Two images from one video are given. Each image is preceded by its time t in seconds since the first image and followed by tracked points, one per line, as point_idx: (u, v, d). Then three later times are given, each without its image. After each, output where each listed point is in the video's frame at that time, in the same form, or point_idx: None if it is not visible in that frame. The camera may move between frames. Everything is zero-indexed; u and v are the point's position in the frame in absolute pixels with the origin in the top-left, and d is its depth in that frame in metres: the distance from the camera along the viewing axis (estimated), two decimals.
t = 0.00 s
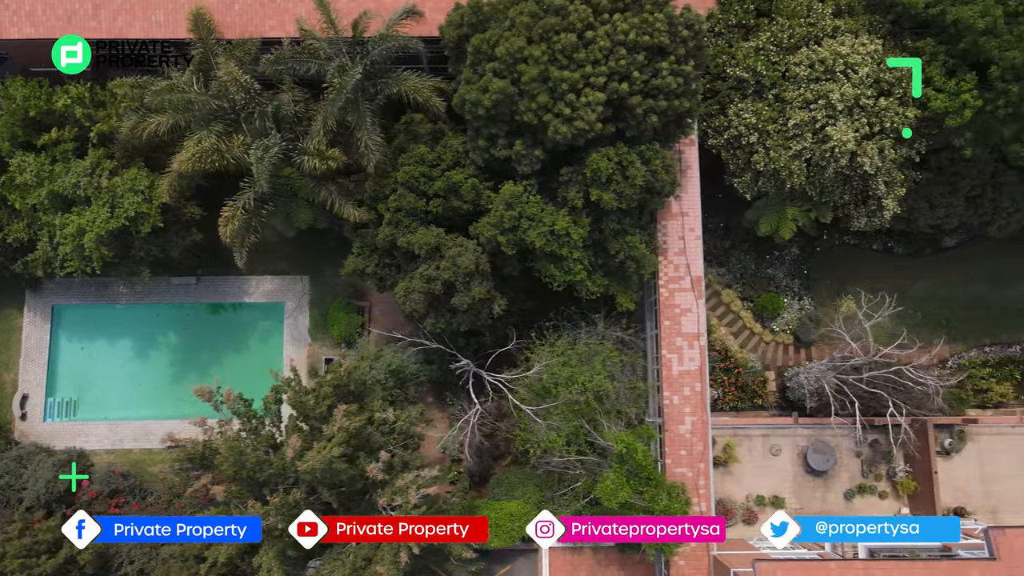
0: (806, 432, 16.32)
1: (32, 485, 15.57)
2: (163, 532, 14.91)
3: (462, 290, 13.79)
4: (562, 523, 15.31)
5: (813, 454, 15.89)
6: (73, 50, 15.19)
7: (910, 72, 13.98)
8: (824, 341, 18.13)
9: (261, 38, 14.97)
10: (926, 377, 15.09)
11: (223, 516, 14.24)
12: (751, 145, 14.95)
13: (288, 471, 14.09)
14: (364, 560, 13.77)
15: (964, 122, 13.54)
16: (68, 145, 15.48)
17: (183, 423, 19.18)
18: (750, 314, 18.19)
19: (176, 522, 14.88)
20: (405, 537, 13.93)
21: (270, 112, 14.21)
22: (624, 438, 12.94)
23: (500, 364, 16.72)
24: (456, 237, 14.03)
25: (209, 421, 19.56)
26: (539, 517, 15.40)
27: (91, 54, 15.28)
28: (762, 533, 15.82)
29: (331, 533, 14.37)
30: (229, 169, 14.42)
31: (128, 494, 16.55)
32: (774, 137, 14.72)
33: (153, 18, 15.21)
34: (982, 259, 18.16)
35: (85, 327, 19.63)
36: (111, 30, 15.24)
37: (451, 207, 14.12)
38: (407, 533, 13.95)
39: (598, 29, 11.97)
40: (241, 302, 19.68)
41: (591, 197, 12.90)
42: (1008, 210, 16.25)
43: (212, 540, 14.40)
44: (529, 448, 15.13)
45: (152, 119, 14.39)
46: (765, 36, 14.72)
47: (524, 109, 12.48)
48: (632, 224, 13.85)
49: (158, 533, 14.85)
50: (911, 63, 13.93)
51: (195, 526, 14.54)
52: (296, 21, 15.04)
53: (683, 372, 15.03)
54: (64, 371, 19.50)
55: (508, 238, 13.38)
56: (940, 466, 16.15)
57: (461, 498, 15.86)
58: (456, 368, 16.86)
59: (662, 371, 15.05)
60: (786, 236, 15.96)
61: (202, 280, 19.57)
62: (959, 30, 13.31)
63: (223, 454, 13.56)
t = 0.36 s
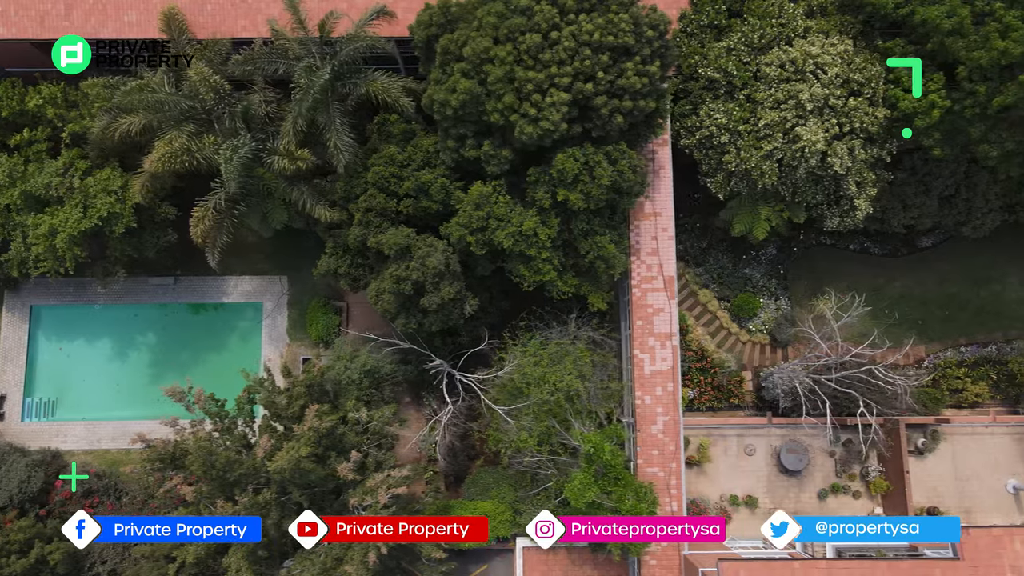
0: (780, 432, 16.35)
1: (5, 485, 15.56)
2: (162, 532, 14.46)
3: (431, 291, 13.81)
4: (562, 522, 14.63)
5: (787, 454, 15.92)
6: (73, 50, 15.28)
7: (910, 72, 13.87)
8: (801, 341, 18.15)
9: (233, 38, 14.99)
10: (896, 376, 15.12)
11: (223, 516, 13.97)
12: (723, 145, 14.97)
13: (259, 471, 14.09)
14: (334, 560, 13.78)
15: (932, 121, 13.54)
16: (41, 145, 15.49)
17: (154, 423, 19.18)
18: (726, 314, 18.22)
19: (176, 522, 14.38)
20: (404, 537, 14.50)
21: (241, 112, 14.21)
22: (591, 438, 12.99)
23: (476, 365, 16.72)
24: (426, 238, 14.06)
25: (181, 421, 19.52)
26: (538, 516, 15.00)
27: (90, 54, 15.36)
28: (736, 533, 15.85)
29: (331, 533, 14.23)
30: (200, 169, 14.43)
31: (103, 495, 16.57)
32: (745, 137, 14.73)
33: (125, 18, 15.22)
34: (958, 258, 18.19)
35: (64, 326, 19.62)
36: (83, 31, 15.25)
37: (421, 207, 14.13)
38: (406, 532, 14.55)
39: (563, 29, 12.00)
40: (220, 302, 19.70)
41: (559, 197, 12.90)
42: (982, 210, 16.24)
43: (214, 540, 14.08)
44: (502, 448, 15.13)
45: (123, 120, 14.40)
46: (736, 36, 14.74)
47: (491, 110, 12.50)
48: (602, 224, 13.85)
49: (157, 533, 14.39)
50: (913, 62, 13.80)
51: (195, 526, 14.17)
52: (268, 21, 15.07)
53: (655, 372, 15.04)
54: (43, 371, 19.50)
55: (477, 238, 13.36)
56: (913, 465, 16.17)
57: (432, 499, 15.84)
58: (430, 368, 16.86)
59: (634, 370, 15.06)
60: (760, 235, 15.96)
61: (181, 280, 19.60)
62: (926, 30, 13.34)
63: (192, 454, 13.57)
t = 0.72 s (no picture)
0: (753, 431, 16.36)
1: None
2: (162, 532, 14.13)
3: (398, 290, 13.81)
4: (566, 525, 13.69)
5: (758, 453, 15.94)
6: (73, 50, 15.23)
7: (909, 72, 13.33)
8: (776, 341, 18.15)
9: (202, 38, 15.00)
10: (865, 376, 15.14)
11: (223, 516, 14.02)
12: (693, 144, 14.98)
13: (227, 471, 14.09)
14: (302, 560, 13.78)
15: (898, 121, 13.53)
16: (12, 145, 15.48)
17: (121, 423, 19.18)
18: (702, 314, 18.22)
19: (176, 522, 14.09)
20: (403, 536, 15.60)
21: (209, 112, 14.20)
22: (557, 437, 13.03)
23: (448, 364, 16.69)
24: (395, 238, 14.06)
25: (150, 421, 19.52)
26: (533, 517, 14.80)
27: (90, 54, 15.29)
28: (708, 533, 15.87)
29: (331, 533, 14.05)
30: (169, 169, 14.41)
31: (75, 495, 16.59)
32: (714, 137, 14.74)
33: (95, 18, 15.25)
34: (932, 258, 18.21)
35: (40, 326, 19.62)
36: (53, 30, 15.25)
37: (389, 207, 14.14)
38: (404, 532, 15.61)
39: (525, 29, 12.00)
40: (196, 302, 19.69)
41: (524, 197, 12.91)
42: (954, 210, 16.25)
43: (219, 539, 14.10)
44: (472, 448, 15.13)
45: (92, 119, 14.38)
46: (705, 36, 14.74)
47: (455, 110, 12.49)
48: (569, 224, 13.85)
49: (157, 533, 14.05)
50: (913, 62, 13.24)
51: (195, 526, 14.05)
52: (237, 21, 15.08)
53: (625, 372, 15.06)
54: (19, 371, 19.50)
55: (444, 238, 13.35)
56: (885, 465, 16.20)
57: (403, 499, 15.82)
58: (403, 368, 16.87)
59: (605, 370, 15.08)
60: (732, 235, 15.96)
61: (157, 280, 19.59)
62: (892, 30, 13.35)
63: (158, 455, 13.56)
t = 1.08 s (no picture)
0: (726, 431, 16.37)
1: None
2: (162, 532, 14.09)
3: (367, 290, 13.82)
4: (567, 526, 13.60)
5: (730, 453, 15.96)
6: (73, 50, 15.03)
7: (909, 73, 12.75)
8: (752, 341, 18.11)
9: (173, 38, 15.00)
10: (833, 376, 15.19)
11: (224, 515, 14.31)
12: (664, 144, 14.99)
13: (196, 471, 14.10)
14: (270, 560, 13.79)
15: (865, 121, 13.54)
16: None
17: (91, 423, 19.19)
18: (678, 314, 18.23)
19: (177, 521, 14.12)
20: (404, 536, 15.95)
21: (179, 111, 14.19)
22: (522, 437, 13.03)
23: (422, 364, 16.70)
24: (364, 238, 14.09)
25: (120, 421, 19.53)
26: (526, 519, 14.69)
27: (90, 54, 15.06)
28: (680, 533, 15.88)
29: (331, 533, 14.49)
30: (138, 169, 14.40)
31: (48, 495, 16.66)
32: (685, 137, 14.75)
33: (66, 18, 15.23)
34: (908, 258, 18.25)
35: (18, 326, 19.62)
36: (24, 30, 15.23)
37: (358, 207, 14.15)
38: (406, 532, 15.95)
39: (489, 29, 12.01)
40: (174, 302, 19.70)
41: (490, 197, 12.92)
42: (927, 210, 16.26)
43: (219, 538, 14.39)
44: (443, 448, 15.14)
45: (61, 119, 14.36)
46: (676, 36, 14.74)
47: (421, 110, 12.50)
48: (538, 224, 13.85)
49: (157, 533, 14.00)
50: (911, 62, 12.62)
51: (195, 526, 14.20)
52: (208, 21, 15.08)
53: (596, 372, 15.07)
54: None
55: (412, 238, 13.36)
56: (857, 464, 16.22)
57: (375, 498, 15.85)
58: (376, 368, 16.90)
59: (576, 370, 15.09)
60: (704, 235, 15.95)
61: (135, 280, 19.61)
62: (858, 30, 13.37)
63: (126, 455, 13.56)
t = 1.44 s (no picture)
0: (698, 431, 16.38)
1: None
2: (162, 533, 14.07)
3: (333, 290, 13.83)
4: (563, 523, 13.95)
5: (701, 453, 15.97)
6: (73, 50, 14.29)
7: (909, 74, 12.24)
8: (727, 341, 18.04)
9: (143, 37, 15.01)
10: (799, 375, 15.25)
11: (224, 515, 14.60)
12: (633, 144, 14.99)
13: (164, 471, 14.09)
14: (237, 560, 13.79)
15: (831, 121, 13.55)
16: None
17: (62, 423, 19.20)
18: (653, 313, 18.22)
19: (178, 521, 14.25)
20: (404, 536, 16.22)
21: (146, 111, 14.14)
22: (487, 437, 13.03)
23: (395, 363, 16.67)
24: (332, 238, 14.09)
25: (92, 421, 19.46)
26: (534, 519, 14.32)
27: (91, 54, 14.31)
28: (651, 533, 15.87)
29: (332, 532, 14.90)
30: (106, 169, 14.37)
31: (22, 495, 16.55)
32: (653, 136, 14.76)
33: (36, 18, 15.23)
34: (882, 258, 18.28)
35: None
36: None
37: (326, 207, 14.15)
38: (406, 532, 16.20)
39: (451, 29, 12.02)
40: (151, 302, 19.70)
41: (455, 197, 12.93)
42: (899, 210, 16.27)
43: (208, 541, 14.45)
44: (413, 448, 15.16)
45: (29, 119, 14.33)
46: (645, 36, 14.75)
47: (385, 110, 12.51)
48: (505, 224, 13.85)
49: (157, 533, 13.99)
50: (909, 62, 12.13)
51: (195, 526, 14.40)
52: (178, 20, 15.09)
53: (565, 372, 15.07)
54: None
55: (378, 238, 13.36)
56: (829, 463, 16.24)
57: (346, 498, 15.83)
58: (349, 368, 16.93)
59: (545, 370, 15.09)
60: (676, 234, 15.93)
61: (111, 280, 19.61)
62: (824, 30, 13.39)
63: (92, 455, 13.54)
